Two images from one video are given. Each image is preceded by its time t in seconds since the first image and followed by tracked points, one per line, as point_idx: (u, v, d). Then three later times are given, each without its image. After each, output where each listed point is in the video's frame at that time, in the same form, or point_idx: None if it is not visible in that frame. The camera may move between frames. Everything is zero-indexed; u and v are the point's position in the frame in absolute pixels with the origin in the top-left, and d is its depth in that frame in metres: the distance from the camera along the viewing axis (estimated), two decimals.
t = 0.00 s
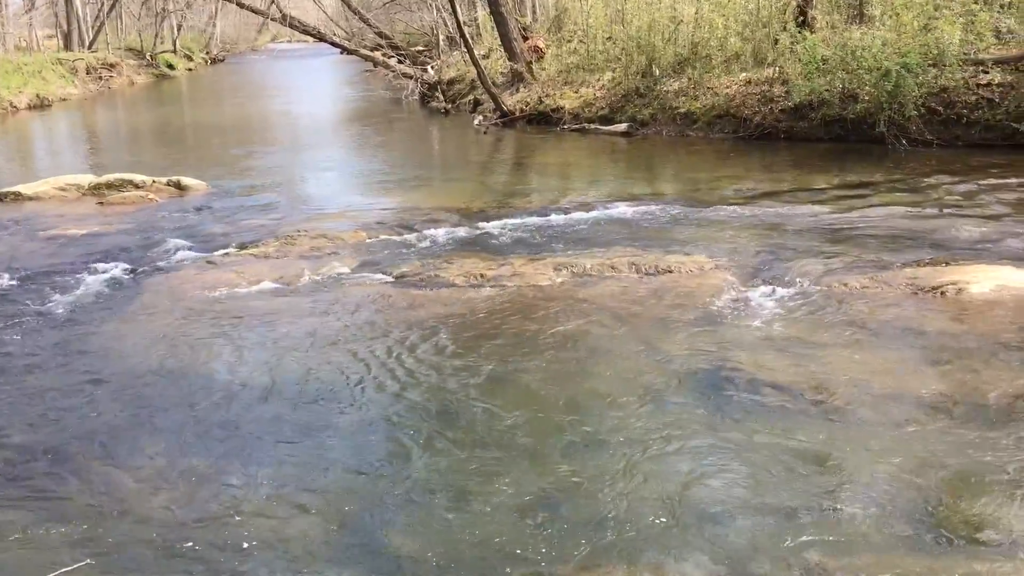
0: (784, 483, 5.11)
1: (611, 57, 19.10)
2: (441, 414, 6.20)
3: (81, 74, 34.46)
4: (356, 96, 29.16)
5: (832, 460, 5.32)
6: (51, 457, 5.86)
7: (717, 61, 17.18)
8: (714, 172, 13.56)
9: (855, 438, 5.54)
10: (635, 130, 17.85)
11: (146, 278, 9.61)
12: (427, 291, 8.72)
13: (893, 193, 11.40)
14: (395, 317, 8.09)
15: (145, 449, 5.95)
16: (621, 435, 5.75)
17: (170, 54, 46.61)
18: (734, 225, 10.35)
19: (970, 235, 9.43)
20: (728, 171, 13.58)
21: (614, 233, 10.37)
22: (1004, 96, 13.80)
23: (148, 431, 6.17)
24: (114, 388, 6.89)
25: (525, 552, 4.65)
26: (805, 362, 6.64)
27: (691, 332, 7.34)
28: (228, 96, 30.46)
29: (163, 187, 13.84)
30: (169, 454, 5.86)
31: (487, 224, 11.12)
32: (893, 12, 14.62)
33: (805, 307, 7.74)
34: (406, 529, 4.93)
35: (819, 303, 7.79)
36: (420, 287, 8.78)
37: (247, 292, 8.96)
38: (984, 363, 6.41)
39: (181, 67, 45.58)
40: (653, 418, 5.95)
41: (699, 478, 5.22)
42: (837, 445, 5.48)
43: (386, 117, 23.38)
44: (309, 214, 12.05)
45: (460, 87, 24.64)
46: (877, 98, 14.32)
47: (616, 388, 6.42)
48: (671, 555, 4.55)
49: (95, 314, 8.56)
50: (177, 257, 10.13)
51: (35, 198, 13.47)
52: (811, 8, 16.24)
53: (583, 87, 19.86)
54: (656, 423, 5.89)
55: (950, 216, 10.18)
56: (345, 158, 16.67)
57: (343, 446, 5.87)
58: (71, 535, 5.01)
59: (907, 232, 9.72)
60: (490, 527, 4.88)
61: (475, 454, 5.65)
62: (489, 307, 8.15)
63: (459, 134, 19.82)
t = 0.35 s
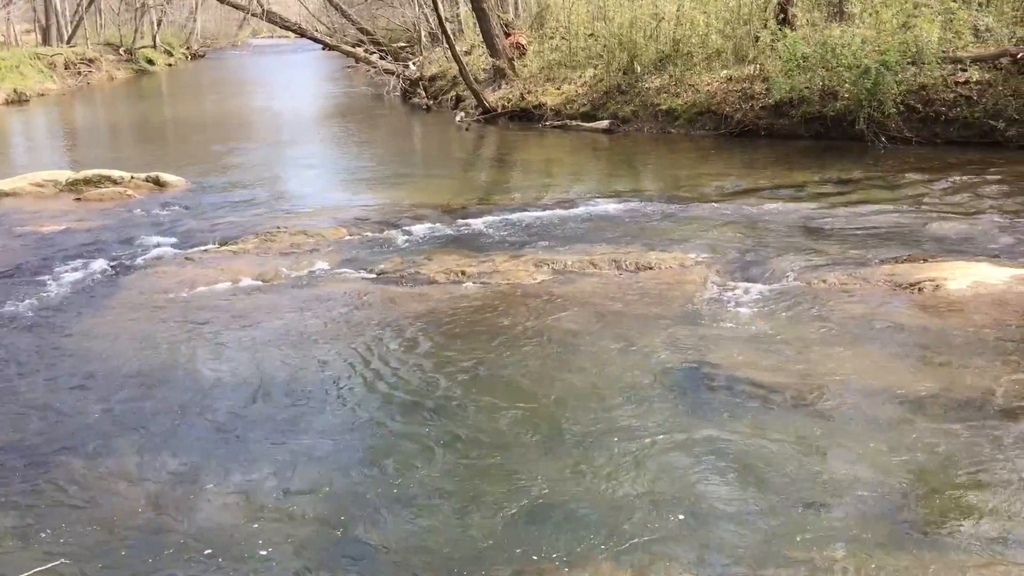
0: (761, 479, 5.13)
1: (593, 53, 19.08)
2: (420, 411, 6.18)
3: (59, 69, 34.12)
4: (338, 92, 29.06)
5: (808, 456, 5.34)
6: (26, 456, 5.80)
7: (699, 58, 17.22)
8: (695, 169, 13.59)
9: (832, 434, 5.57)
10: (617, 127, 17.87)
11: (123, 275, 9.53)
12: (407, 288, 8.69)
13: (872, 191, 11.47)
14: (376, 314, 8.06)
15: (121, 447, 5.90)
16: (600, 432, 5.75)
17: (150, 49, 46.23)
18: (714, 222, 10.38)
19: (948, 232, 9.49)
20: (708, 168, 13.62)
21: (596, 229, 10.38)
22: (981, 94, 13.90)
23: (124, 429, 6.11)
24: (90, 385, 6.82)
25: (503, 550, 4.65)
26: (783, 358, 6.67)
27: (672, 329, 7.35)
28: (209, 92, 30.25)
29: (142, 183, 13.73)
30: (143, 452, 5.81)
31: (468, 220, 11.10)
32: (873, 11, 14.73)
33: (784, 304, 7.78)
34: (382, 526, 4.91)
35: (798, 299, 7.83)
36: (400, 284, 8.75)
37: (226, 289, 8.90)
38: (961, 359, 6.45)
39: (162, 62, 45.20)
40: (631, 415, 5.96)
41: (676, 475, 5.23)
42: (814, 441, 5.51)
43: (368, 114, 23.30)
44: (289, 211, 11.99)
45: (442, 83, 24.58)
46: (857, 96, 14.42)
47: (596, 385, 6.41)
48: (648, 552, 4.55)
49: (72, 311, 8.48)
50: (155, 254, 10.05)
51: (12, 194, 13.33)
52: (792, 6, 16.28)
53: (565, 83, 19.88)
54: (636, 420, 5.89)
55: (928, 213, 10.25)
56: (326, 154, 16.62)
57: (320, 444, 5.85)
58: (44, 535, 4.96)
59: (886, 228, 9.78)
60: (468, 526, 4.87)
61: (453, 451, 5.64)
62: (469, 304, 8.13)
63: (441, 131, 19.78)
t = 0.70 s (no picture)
0: (747, 480, 5.14)
1: (581, 53, 19.03)
2: (406, 410, 6.16)
3: (47, 65, 33.92)
4: (327, 90, 29.01)
5: (794, 456, 5.35)
6: (7, 455, 5.74)
7: (687, 59, 17.22)
8: (683, 170, 13.61)
9: (818, 435, 5.58)
10: (605, 127, 17.88)
11: (109, 273, 9.47)
12: (393, 287, 8.66)
13: (858, 192, 11.50)
14: (362, 313, 8.03)
15: (104, 445, 5.85)
16: (586, 433, 5.74)
17: (138, 46, 46.00)
18: (702, 223, 10.39)
19: (933, 234, 9.54)
20: (696, 168, 13.64)
21: (583, 229, 10.37)
22: (967, 97, 14.00)
23: (107, 428, 6.06)
24: (73, 384, 6.77)
25: (488, 551, 4.62)
26: (768, 359, 6.69)
27: (658, 329, 7.36)
28: (197, 89, 30.11)
29: (128, 181, 13.66)
30: (126, 450, 5.77)
31: (455, 219, 11.09)
32: (860, 14, 14.82)
33: (770, 305, 7.79)
34: (367, 525, 4.90)
35: (784, 300, 7.86)
36: (386, 283, 8.73)
37: (212, 287, 8.87)
38: (944, 361, 6.49)
39: (149, 59, 44.97)
40: (617, 415, 5.96)
41: (662, 475, 5.23)
42: (800, 441, 5.53)
43: (357, 112, 23.24)
44: (277, 210, 11.94)
45: (430, 82, 24.55)
46: (844, 98, 14.44)
47: (583, 386, 6.39)
48: (634, 552, 4.55)
49: (56, 309, 8.42)
50: (141, 252, 9.99)
51: None
52: (780, 8, 16.24)
53: (553, 83, 19.88)
54: (620, 421, 5.88)
55: (914, 215, 10.28)
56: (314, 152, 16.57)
57: (304, 442, 5.82)
58: (23, 535, 4.91)
59: (871, 230, 9.82)
60: (453, 525, 4.86)
61: (438, 450, 5.62)
62: (455, 304, 8.10)
63: (429, 130, 19.75)
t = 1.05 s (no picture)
0: (729, 480, 5.13)
1: (567, 53, 19.05)
2: (388, 411, 6.13)
3: (29, 62, 33.64)
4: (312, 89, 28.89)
5: (775, 457, 5.35)
6: None
7: (672, 59, 17.29)
8: (668, 170, 13.63)
9: (802, 434, 5.59)
10: (591, 127, 17.91)
11: (89, 271, 9.38)
12: (377, 287, 8.63)
13: (841, 193, 11.56)
14: (345, 312, 7.99)
15: (84, 445, 5.79)
16: (570, 433, 5.73)
17: (121, 43, 45.70)
18: (687, 223, 10.40)
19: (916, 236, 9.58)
20: (681, 169, 13.67)
21: (567, 230, 10.37)
22: (950, 98, 14.05)
23: (87, 428, 6.00)
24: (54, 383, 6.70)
25: (471, 550, 4.61)
26: (751, 359, 6.70)
27: (642, 329, 7.36)
28: (182, 87, 29.92)
29: (110, 179, 13.55)
30: (107, 450, 5.71)
31: (440, 219, 11.06)
32: (844, 14, 14.89)
33: (754, 305, 7.81)
34: (347, 525, 4.86)
35: (767, 301, 7.88)
36: (370, 283, 8.70)
37: (194, 286, 8.81)
38: (927, 362, 6.51)
39: (133, 57, 44.71)
40: (600, 415, 5.95)
41: (644, 475, 5.21)
42: (781, 441, 5.53)
43: (342, 111, 23.16)
44: (261, 209, 11.87)
45: (416, 82, 24.50)
46: (828, 99, 14.51)
47: (568, 386, 6.38)
48: (618, 552, 4.54)
49: (36, 308, 8.34)
50: (123, 251, 9.91)
51: None
52: (765, 8, 16.34)
53: (539, 83, 19.88)
54: (604, 420, 5.88)
55: (896, 216, 10.34)
56: (298, 151, 16.48)
57: (285, 442, 5.78)
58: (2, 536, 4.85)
59: (855, 231, 9.86)
60: (434, 526, 4.83)
61: (420, 450, 5.60)
62: (439, 304, 8.08)
63: (414, 129, 19.71)
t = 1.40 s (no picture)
0: (693, 477, 5.18)
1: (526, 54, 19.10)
2: (351, 413, 6.11)
3: None
4: (271, 89, 28.67)
5: (735, 453, 5.41)
6: None
7: (631, 59, 17.44)
8: (628, 169, 13.73)
9: (759, 430, 5.67)
10: (551, 127, 17.97)
11: (43, 276, 9.24)
12: (337, 289, 8.59)
13: (798, 191, 11.73)
14: (305, 314, 7.95)
15: (40, 453, 5.70)
16: (530, 432, 5.75)
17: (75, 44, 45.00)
18: (646, 222, 10.49)
19: (870, 232, 9.75)
20: (640, 168, 13.78)
21: (528, 229, 10.41)
22: (902, 97, 14.32)
23: (43, 436, 5.91)
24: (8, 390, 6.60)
25: (432, 552, 4.61)
26: (711, 356, 6.78)
27: (603, 327, 7.41)
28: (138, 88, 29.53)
29: (64, 181, 13.36)
30: (63, 458, 5.64)
31: (401, 220, 11.05)
32: (798, 15, 15.13)
33: (712, 302, 7.90)
34: (312, 530, 4.83)
35: (726, 298, 7.97)
36: (330, 285, 8.66)
37: (151, 290, 8.71)
38: (881, 356, 6.63)
39: (88, 57, 44.07)
40: (563, 414, 5.98)
41: (608, 474, 5.25)
42: (742, 437, 5.60)
43: (300, 112, 22.99)
44: (219, 210, 11.77)
45: (375, 82, 24.41)
46: (783, 98, 14.66)
47: (529, 386, 6.40)
48: (578, 551, 4.57)
49: None
50: (77, 255, 9.78)
51: None
52: (720, 8, 16.66)
53: (499, 83, 19.91)
54: (565, 420, 5.91)
55: (851, 213, 10.51)
56: (256, 152, 16.37)
57: (247, 448, 5.73)
58: None
59: (811, 228, 10.01)
60: (400, 529, 4.82)
61: (384, 453, 5.58)
62: (400, 305, 8.07)
63: (374, 129, 19.63)
